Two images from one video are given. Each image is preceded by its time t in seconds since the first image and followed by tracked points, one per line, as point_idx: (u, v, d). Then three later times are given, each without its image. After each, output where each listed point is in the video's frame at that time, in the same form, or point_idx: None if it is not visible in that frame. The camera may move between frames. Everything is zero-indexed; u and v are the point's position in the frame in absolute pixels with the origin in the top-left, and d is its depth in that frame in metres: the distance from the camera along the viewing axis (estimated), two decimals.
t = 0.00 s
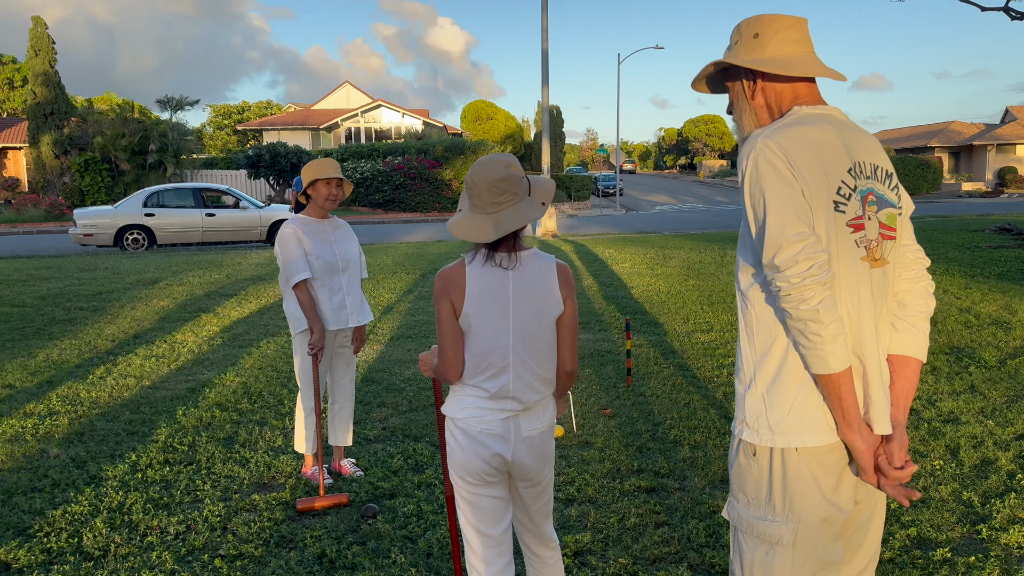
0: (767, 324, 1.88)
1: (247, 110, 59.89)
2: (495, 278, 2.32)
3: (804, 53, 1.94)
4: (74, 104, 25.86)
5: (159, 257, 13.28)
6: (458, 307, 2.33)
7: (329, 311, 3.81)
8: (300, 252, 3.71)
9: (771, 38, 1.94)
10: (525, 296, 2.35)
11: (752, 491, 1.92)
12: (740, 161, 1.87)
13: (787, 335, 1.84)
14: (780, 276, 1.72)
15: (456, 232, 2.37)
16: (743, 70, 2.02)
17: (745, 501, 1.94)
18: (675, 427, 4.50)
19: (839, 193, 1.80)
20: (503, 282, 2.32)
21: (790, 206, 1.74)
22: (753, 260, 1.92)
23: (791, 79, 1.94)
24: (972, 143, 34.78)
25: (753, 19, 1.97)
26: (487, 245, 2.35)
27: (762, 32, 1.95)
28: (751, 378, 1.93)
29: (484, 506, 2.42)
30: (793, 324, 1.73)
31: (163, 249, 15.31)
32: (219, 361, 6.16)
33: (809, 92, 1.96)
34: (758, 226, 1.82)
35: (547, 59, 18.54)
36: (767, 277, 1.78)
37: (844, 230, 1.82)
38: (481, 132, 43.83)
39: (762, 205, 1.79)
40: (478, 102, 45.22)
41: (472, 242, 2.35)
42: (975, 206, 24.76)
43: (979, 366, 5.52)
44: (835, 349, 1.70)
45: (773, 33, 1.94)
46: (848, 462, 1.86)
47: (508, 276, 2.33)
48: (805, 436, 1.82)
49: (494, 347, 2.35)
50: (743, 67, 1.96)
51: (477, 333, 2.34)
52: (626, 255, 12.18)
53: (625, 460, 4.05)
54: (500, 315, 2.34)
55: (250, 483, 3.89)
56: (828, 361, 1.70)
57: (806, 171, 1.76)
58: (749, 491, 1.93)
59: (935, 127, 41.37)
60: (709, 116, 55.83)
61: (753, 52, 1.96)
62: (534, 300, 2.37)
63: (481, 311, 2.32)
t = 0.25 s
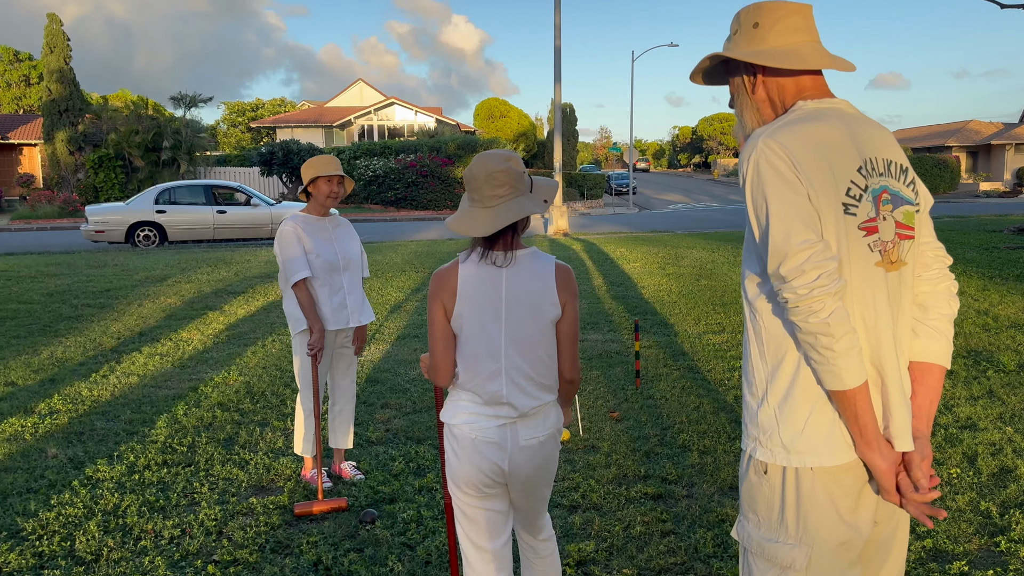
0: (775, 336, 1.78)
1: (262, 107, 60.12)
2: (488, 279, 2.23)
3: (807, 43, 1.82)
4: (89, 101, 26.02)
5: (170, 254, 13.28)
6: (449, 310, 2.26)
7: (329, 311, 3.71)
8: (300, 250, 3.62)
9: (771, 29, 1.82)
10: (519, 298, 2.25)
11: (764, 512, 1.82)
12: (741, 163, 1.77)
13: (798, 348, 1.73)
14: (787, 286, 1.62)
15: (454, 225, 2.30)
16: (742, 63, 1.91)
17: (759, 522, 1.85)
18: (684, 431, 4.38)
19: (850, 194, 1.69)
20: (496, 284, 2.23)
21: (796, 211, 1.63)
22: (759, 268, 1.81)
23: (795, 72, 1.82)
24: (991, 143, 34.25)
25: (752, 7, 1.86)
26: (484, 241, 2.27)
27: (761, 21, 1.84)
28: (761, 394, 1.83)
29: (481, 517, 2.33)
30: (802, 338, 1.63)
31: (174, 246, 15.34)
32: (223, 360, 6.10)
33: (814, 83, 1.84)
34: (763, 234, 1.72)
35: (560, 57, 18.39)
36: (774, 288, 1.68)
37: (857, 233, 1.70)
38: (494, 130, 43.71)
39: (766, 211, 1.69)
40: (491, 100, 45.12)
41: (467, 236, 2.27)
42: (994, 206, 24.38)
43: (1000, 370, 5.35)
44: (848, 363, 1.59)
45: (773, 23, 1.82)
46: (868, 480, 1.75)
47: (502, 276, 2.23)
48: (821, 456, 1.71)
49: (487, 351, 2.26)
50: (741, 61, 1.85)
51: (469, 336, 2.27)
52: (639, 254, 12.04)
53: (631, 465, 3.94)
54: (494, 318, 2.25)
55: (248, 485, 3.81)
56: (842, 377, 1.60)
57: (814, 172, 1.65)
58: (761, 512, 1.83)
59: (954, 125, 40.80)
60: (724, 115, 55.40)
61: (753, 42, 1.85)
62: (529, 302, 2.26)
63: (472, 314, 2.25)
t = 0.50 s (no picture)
0: (787, 349, 1.67)
1: (273, 104, 60.23)
2: (489, 285, 2.13)
3: (827, 37, 1.71)
4: (101, 97, 26.12)
5: (177, 251, 13.28)
6: (447, 316, 2.15)
7: (325, 313, 3.63)
8: (295, 251, 3.54)
9: (786, 22, 1.71)
10: (521, 305, 2.14)
11: (769, 534, 1.73)
12: (757, 164, 1.66)
13: (811, 361, 1.63)
14: (804, 297, 1.51)
15: (457, 224, 2.20)
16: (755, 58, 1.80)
17: (764, 546, 1.75)
18: (689, 437, 4.27)
19: (870, 200, 1.57)
20: (496, 289, 2.13)
21: (814, 215, 1.52)
22: (772, 277, 1.70)
23: (811, 68, 1.71)
24: (1007, 142, 33.81)
25: None
26: (486, 240, 2.17)
27: (775, 14, 1.73)
28: (771, 411, 1.72)
29: (478, 532, 2.22)
30: (819, 352, 1.51)
31: (183, 243, 15.34)
32: (224, 360, 6.05)
33: (831, 79, 1.73)
34: (778, 240, 1.60)
35: (569, 55, 18.27)
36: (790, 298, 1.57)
37: (877, 241, 1.59)
38: (505, 128, 43.61)
39: (782, 216, 1.57)
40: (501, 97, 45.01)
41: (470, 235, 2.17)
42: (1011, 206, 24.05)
43: (1014, 376, 5.21)
44: (868, 379, 1.48)
45: (788, 15, 1.71)
46: (880, 502, 1.64)
47: (504, 282, 2.13)
48: (833, 477, 1.61)
49: (486, 359, 2.16)
50: (754, 55, 1.74)
51: (467, 344, 2.16)
52: (647, 254, 11.92)
53: (634, 473, 3.83)
54: (493, 325, 2.14)
55: (242, 491, 3.74)
56: (860, 395, 1.48)
57: (834, 174, 1.54)
58: (766, 535, 1.74)
59: (969, 124, 40.33)
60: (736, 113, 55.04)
61: (766, 36, 1.74)
62: (531, 308, 2.16)
63: (471, 321, 2.14)
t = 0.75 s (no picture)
0: (797, 351, 1.61)
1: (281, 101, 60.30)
2: (500, 286, 2.06)
3: (847, 35, 1.63)
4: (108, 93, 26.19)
5: (182, 248, 13.27)
6: (455, 316, 2.07)
7: (317, 312, 3.57)
8: (287, 250, 3.47)
9: (803, 18, 1.64)
10: (531, 307, 2.08)
11: (769, 539, 1.68)
12: (774, 159, 1.59)
13: (822, 364, 1.56)
14: (817, 298, 1.44)
15: (467, 223, 2.10)
16: (772, 55, 1.72)
17: (763, 550, 1.70)
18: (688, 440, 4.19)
19: (890, 202, 1.49)
20: (506, 291, 2.06)
21: (829, 212, 1.45)
22: (785, 277, 1.63)
23: (829, 64, 1.63)
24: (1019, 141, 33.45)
25: None
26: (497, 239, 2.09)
27: (793, 11, 1.65)
28: (777, 414, 1.66)
29: (479, 536, 2.16)
30: (830, 355, 1.44)
31: (187, 240, 15.35)
32: (222, 359, 6.01)
33: (850, 77, 1.65)
34: (791, 238, 1.53)
35: (576, 52, 18.17)
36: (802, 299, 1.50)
37: (894, 244, 1.51)
38: (512, 125, 43.50)
39: (797, 212, 1.50)
40: (508, 95, 44.90)
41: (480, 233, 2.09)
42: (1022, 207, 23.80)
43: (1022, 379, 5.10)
44: (879, 386, 1.41)
45: (806, 13, 1.64)
46: (885, 511, 1.58)
47: (514, 284, 2.06)
48: (838, 483, 1.55)
49: (494, 362, 2.09)
50: (771, 52, 1.67)
51: (475, 347, 2.09)
52: (652, 253, 11.83)
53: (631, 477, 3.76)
54: (503, 328, 2.07)
55: (233, 492, 3.68)
56: (869, 400, 1.41)
57: (851, 170, 1.46)
58: (765, 539, 1.69)
59: (981, 124, 39.96)
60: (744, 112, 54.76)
61: (783, 34, 1.67)
62: (541, 311, 2.10)
63: (480, 322, 2.07)
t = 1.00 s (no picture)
0: (807, 345, 1.56)
1: (286, 97, 60.28)
2: (512, 279, 2.01)
3: (865, 33, 1.58)
4: (112, 89, 26.20)
5: (182, 244, 13.25)
6: (468, 309, 2.01)
7: (305, 311, 3.52)
8: (274, 246, 3.42)
9: (820, 19, 1.58)
10: (544, 301, 2.03)
11: (776, 535, 1.63)
12: (786, 153, 1.56)
13: (833, 357, 1.51)
14: (825, 289, 1.41)
15: (482, 217, 2.05)
16: (789, 54, 1.66)
17: (771, 545, 1.65)
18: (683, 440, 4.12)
19: (901, 195, 1.44)
20: (519, 284, 2.01)
21: (838, 202, 1.42)
22: (795, 270, 1.59)
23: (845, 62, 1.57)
24: None
25: None
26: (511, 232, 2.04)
27: (811, 12, 1.60)
28: (788, 409, 1.60)
29: (488, 536, 2.09)
30: (838, 347, 1.41)
31: (189, 236, 15.34)
32: (217, 357, 5.98)
33: (868, 74, 1.58)
34: (801, 230, 1.51)
35: (579, 49, 18.07)
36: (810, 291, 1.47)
37: (904, 239, 1.46)
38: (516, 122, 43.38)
39: (808, 203, 1.47)
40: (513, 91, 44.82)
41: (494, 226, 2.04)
42: None
43: None
44: (888, 378, 1.37)
45: (824, 13, 1.58)
46: (897, 510, 1.53)
47: (527, 278, 2.01)
48: (847, 479, 1.50)
49: (506, 357, 2.03)
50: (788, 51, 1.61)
51: (488, 339, 2.03)
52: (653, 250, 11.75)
53: (623, 478, 3.70)
54: (516, 322, 2.02)
55: (220, 492, 3.65)
56: (878, 393, 1.38)
57: (862, 159, 1.43)
58: (772, 535, 1.64)
59: (988, 122, 39.74)
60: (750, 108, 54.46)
61: (800, 35, 1.61)
62: (554, 305, 2.04)
63: (493, 315, 2.01)
